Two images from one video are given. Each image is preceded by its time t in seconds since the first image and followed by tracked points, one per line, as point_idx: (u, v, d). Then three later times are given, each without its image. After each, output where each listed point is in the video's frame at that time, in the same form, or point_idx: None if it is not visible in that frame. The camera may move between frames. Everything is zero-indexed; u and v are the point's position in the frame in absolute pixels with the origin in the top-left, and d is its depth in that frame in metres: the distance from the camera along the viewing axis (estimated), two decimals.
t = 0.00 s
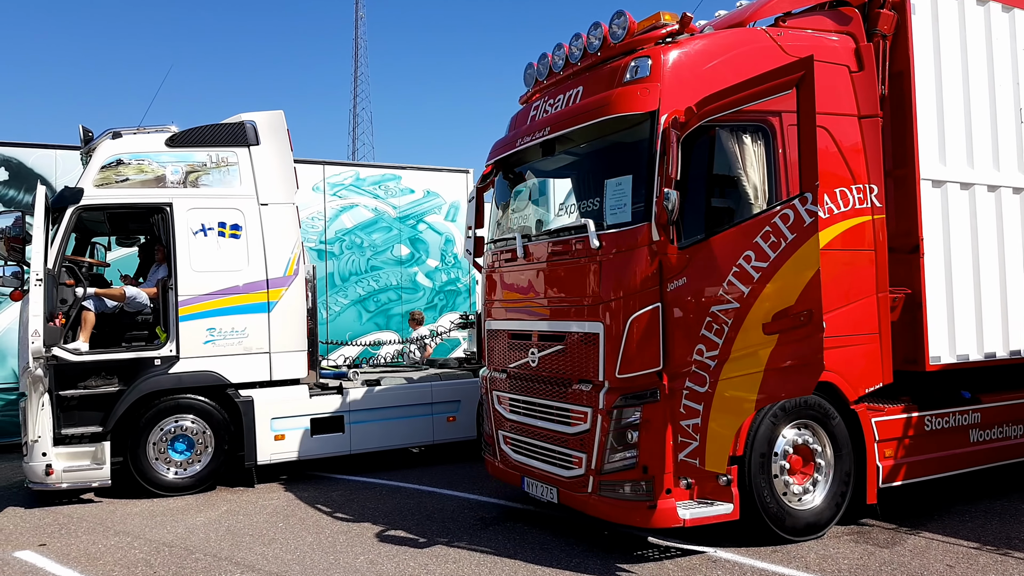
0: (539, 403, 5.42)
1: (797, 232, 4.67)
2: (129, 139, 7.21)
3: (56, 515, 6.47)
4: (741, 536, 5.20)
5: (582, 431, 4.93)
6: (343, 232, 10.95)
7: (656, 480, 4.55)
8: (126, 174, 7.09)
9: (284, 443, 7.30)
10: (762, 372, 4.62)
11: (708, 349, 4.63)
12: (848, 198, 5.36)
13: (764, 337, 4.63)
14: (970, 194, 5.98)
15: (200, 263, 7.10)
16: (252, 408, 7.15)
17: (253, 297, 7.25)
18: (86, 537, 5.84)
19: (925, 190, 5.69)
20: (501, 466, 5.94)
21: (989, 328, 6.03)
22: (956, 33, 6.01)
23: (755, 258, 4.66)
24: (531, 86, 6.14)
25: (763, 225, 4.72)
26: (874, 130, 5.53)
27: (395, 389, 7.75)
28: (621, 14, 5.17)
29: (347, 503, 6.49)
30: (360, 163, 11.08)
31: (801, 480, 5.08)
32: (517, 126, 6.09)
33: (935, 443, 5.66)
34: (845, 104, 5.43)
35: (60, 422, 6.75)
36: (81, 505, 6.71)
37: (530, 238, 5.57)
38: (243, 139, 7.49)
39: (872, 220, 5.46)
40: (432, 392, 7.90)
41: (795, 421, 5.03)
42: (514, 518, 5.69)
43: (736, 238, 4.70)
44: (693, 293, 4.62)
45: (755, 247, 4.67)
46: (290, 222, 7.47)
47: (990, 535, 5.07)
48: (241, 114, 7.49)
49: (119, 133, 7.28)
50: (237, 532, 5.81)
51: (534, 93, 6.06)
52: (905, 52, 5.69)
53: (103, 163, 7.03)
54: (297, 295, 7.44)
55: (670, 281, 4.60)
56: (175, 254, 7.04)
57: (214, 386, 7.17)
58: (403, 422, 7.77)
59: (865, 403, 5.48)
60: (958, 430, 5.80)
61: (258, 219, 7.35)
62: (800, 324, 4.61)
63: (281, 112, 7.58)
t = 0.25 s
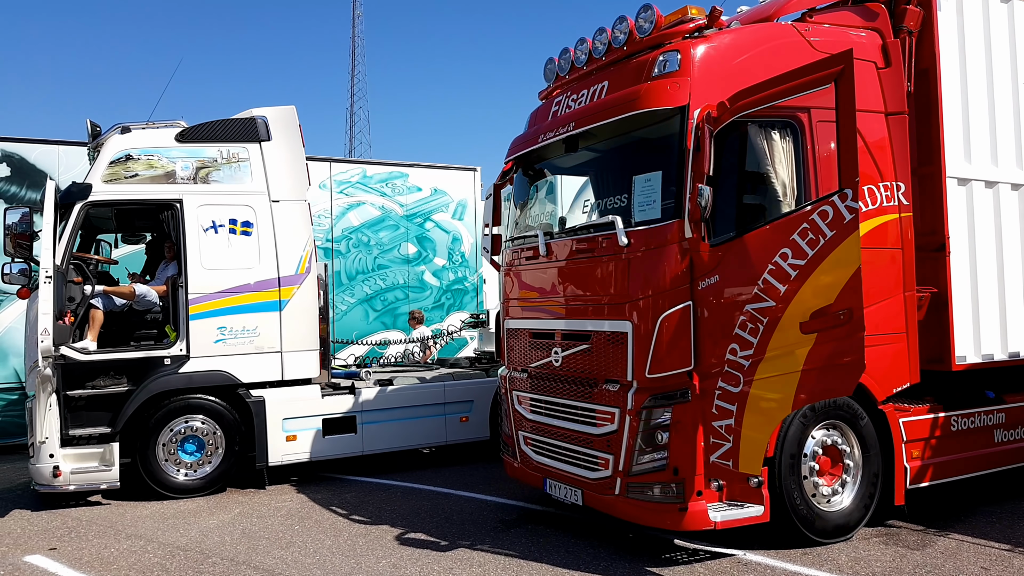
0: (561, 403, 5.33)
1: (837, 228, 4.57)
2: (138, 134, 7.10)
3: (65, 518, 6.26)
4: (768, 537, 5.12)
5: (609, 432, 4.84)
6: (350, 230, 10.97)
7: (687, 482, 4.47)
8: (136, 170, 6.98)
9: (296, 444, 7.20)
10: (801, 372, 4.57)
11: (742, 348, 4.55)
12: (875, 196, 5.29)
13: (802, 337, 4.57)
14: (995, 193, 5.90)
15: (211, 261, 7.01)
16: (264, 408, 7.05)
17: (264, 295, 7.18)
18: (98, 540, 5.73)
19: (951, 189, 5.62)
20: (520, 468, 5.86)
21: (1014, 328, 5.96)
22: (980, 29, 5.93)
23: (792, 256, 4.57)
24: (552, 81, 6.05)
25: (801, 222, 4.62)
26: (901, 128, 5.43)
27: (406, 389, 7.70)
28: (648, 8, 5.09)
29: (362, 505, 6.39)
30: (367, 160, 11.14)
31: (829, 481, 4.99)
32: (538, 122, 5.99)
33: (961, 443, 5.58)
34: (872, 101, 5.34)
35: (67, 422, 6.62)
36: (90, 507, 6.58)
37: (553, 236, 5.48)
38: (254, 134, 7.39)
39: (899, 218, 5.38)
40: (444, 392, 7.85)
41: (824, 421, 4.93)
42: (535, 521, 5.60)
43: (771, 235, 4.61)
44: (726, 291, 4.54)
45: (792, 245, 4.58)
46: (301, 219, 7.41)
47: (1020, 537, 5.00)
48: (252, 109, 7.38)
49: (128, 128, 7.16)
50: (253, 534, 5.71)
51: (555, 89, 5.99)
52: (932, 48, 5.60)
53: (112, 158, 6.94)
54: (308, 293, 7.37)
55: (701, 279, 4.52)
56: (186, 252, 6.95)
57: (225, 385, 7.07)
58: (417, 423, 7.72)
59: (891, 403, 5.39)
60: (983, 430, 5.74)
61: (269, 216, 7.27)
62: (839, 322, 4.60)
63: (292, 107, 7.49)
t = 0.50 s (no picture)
0: (576, 405, 5.24)
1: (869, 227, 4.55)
2: (137, 130, 6.96)
3: (64, 523, 6.09)
4: (788, 540, 5.03)
5: (628, 434, 4.75)
6: (348, 230, 11.08)
7: (711, 485, 4.37)
8: (136, 167, 6.84)
9: (300, 446, 7.10)
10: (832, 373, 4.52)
11: (769, 349, 4.49)
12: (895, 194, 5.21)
13: (833, 338, 4.52)
14: (1011, 191, 5.84)
15: (213, 261, 6.88)
16: (266, 410, 6.94)
17: (267, 296, 7.07)
18: (101, 547, 5.59)
19: (968, 188, 5.54)
20: (532, 470, 5.77)
21: None
22: (996, 26, 5.86)
23: (822, 254, 4.51)
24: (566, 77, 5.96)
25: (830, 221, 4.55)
26: (919, 126, 5.35)
27: (411, 391, 7.63)
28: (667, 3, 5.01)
29: (369, 508, 6.28)
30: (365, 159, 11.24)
31: (851, 483, 4.90)
32: (552, 118, 5.90)
33: (979, 444, 5.52)
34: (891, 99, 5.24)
35: (66, 426, 6.48)
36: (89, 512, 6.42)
37: (568, 235, 5.39)
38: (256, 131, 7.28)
39: (918, 217, 5.30)
40: (449, 392, 7.80)
41: (845, 423, 4.84)
42: (548, 525, 5.51)
43: (799, 234, 4.54)
44: (751, 290, 4.47)
45: (822, 243, 4.51)
46: (304, 218, 7.30)
47: None
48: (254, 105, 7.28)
49: (128, 125, 7.02)
50: (260, 540, 5.58)
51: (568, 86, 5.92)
52: (949, 45, 5.54)
53: (111, 155, 6.79)
54: (312, 293, 7.27)
55: (725, 279, 4.45)
56: (187, 251, 6.82)
57: (227, 388, 6.95)
58: (422, 424, 7.66)
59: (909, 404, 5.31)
60: (1000, 431, 5.70)
61: (272, 216, 7.16)
62: (871, 323, 4.53)
63: (295, 104, 7.40)
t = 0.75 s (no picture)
0: (591, 405, 5.13)
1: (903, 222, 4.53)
2: (138, 125, 6.82)
3: (64, 526, 5.93)
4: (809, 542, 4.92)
5: (648, 434, 4.64)
6: (347, 228, 11.07)
7: (736, 487, 4.27)
8: (136, 162, 6.69)
9: (303, 447, 6.99)
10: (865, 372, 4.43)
11: (797, 348, 4.39)
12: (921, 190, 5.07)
13: (866, 337, 4.43)
14: None
15: (215, 258, 6.75)
16: (270, 410, 6.83)
17: (270, 294, 6.95)
18: (103, 551, 5.44)
19: (989, 184, 5.43)
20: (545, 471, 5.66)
21: None
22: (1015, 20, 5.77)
23: (854, 250, 4.43)
24: (579, 70, 5.87)
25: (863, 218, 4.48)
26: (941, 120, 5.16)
27: (416, 390, 7.53)
28: None
29: (377, 510, 6.15)
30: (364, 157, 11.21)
31: (874, 484, 4.80)
32: (565, 113, 5.79)
33: (999, 445, 5.43)
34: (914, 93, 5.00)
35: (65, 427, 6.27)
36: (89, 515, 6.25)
37: (583, 232, 5.30)
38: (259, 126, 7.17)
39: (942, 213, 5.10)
40: (455, 392, 7.70)
41: (868, 423, 4.73)
42: (562, 527, 5.40)
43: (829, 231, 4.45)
44: (778, 287, 4.36)
45: (854, 239, 4.43)
46: (308, 214, 7.19)
47: None
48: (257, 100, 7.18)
49: (128, 119, 6.88)
50: (267, 543, 5.45)
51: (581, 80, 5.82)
52: (970, 39, 5.43)
53: (111, 150, 6.64)
54: (316, 292, 7.15)
55: (751, 276, 4.34)
56: (189, 248, 6.69)
57: (230, 388, 6.82)
58: (427, 424, 7.57)
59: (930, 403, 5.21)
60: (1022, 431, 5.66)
61: (275, 212, 7.05)
62: (905, 321, 4.48)
63: (299, 99, 7.30)
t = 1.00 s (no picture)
0: (607, 406, 5.01)
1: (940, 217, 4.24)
2: (138, 121, 6.68)
3: (65, 531, 5.78)
4: (833, 546, 4.82)
5: (670, 436, 4.52)
6: (346, 226, 10.94)
7: (763, 490, 4.15)
8: (138, 158, 6.55)
9: (308, 449, 6.86)
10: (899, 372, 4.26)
11: (828, 347, 4.25)
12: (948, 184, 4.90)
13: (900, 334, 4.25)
14: None
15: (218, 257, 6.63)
16: (274, 411, 6.70)
17: (274, 293, 6.83)
18: (108, 557, 5.30)
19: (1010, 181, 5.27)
20: (559, 473, 5.54)
21: None
22: None
23: (888, 246, 4.24)
24: (592, 63, 5.76)
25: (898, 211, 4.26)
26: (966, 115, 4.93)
27: (421, 391, 7.40)
28: None
29: (386, 514, 6.03)
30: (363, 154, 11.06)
31: (899, 487, 4.70)
32: (579, 107, 5.67)
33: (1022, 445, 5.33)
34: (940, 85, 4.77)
35: (65, 428, 6.13)
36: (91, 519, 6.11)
37: (599, 228, 5.17)
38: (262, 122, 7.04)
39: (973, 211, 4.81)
40: (460, 393, 7.57)
41: (894, 424, 4.62)
42: (578, 531, 5.28)
43: (865, 225, 4.28)
44: (808, 284, 4.22)
45: (888, 234, 4.24)
46: (312, 211, 7.07)
47: None
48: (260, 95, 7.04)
49: (129, 115, 6.74)
50: (276, 548, 5.31)
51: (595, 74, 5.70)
52: (992, 31, 5.32)
53: (112, 147, 6.50)
54: (320, 291, 7.03)
55: (780, 273, 4.21)
56: (192, 246, 6.57)
57: (234, 389, 6.69)
58: (432, 426, 7.43)
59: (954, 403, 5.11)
60: None
61: (278, 210, 6.93)
62: (944, 319, 4.25)
63: (303, 95, 7.16)
